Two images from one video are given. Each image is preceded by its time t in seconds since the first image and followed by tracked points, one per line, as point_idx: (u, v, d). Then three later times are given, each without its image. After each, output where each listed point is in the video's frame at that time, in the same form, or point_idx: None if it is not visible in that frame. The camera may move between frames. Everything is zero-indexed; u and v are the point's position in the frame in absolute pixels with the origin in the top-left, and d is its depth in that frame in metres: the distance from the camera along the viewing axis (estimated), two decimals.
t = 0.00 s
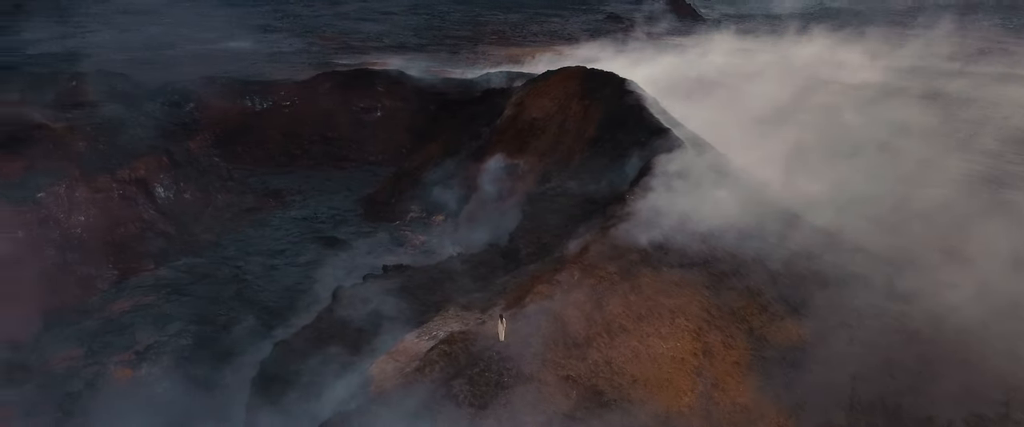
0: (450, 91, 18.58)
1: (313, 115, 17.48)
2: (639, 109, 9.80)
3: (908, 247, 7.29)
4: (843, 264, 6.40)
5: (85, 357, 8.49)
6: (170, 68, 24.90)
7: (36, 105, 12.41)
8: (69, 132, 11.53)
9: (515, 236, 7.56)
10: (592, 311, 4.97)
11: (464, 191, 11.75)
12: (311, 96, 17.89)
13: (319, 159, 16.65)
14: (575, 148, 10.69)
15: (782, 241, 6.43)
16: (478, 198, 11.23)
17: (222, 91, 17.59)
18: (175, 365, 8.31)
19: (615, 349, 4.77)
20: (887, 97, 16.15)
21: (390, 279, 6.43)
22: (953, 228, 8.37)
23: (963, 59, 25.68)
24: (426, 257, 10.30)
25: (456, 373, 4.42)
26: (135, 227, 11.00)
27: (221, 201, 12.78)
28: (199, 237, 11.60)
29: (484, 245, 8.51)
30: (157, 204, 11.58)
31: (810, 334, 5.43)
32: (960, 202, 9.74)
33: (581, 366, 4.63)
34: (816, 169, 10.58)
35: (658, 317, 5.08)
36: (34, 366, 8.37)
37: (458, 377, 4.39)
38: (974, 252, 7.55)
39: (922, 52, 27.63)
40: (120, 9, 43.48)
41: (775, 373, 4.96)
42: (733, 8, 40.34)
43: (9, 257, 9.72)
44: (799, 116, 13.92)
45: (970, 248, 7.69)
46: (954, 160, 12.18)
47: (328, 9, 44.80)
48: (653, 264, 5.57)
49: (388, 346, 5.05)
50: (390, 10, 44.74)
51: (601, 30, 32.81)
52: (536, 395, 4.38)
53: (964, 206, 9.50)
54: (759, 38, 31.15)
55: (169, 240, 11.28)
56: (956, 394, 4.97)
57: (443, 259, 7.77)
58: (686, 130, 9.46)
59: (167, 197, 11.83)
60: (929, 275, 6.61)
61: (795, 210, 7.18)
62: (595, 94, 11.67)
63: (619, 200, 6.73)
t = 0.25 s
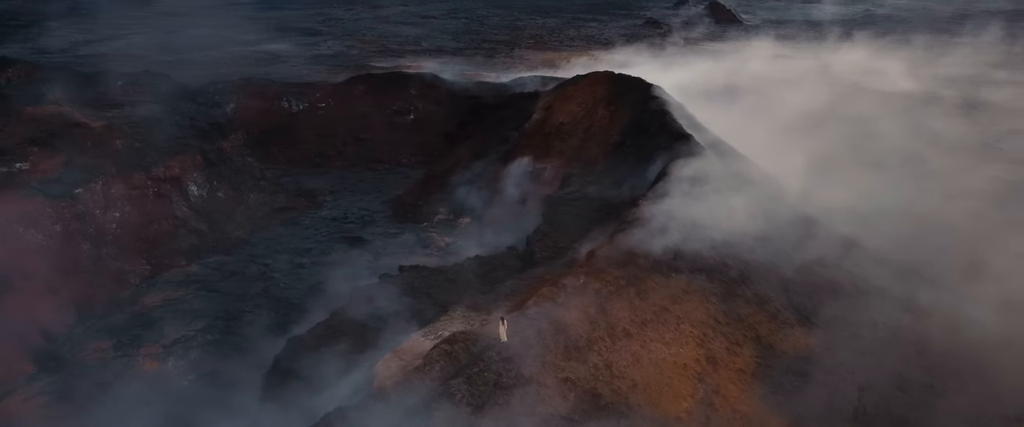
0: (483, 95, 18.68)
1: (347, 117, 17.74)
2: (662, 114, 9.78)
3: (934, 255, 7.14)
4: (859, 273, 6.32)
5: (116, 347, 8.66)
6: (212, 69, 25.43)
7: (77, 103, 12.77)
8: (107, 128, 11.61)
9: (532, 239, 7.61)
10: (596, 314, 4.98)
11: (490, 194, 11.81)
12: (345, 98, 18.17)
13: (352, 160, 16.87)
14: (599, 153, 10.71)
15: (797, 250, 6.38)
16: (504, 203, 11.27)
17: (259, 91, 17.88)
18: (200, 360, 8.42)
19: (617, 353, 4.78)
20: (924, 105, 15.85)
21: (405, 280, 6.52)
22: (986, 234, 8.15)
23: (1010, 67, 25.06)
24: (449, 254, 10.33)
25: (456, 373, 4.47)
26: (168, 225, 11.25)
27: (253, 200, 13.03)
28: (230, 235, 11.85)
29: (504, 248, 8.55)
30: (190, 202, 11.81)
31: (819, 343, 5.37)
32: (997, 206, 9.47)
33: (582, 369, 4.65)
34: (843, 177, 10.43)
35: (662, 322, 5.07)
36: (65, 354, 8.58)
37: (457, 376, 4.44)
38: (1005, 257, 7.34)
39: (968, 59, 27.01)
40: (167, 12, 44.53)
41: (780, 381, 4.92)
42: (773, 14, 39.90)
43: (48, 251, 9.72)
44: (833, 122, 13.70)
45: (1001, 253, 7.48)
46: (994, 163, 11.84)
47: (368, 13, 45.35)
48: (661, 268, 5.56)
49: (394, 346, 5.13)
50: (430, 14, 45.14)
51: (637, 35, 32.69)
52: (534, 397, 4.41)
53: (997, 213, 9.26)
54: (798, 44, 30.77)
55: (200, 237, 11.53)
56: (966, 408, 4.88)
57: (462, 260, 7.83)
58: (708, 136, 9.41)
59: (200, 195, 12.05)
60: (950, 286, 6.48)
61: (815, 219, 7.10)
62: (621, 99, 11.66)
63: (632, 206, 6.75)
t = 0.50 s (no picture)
0: (514, 99, 18.72)
1: (380, 119, 17.96)
2: (684, 120, 9.74)
3: (958, 264, 6.98)
4: (873, 284, 6.24)
5: (143, 342, 8.76)
6: (251, 71, 25.89)
7: (114, 103, 13.15)
8: (142, 127, 12.03)
9: (548, 244, 7.66)
10: (597, 319, 5.00)
11: (515, 197, 11.81)
12: (378, 101, 18.40)
13: (384, 162, 17.08)
14: (622, 158, 10.72)
15: (810, 259, 6.33)
16: (532, 205, 11.22)
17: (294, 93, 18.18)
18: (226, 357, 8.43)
19: (617, 358, 4.80)
20: (963, 112, 15.49)
21: (418, 283, 6.58)
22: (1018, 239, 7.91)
23: None
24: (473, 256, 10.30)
25: (455, 372, 4.53)
26: (199, 223, 11.54)
27: (283, 199, 13.25)
28: (259, 233, 12.07)
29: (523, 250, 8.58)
30: (221, 201, 12.09)
31: (827, 352, 5.31)
32: None
33: (581, 373, 4.68)
34: (870, 185, 10.25)
35: (665, 328, 5.08)
36: (93, 347, 8.68)
37: (456, 376, 4.50)
38: None
39: (1015, 67, 26.33)
40: (212, 14, 45.45)
41: (784, 389, 4.88)
42: (815, 20, 39.30)
43: (82, 246, 9.98)
44: (867, 130, 13.46)
45: None
46: None
47: (408, 16, 45.80)
48: (667, 275, 5.56)
49: (399, 345, 5.21)
50: (468, 18, 45.41)
51: (674, 40, 32.47)
52: (530, 398, 4.45)
53: None
54: (838, 51, 30.27)
55: (230, 235, 11.76)
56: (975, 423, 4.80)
57: (479, 263, 7.89)
58: (730, 141, 9.34)
59: (231, 194, 12.30)
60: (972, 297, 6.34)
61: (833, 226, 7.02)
62: (646, 104, 11.65)
63: (644, 212, 6.76)
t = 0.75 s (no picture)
0: (546, 102, 18.72)
1: (413, 122, 18.15)
2: (710, 127, 9.68)
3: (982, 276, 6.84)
4: (889, 293, 6.15)
5: (170, 336, 8.91)
6: (290, 73, 26.29)
7: (151, 102, 13.47)
8: (178, 124, 12.18)
9: (563, 248, 7.70)
10: (600, 323, 5.03)
11: (540, 200, 11.87)
12: (412, 102, 18.52)
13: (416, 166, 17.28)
14: (646, 162, 10.71)
15: (824, 268, 6.26)
16: (557, 212, 11.34)
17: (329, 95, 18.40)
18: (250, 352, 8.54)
19: (618, 362, 4.82)
20: (1005, 120, 15.08)
21: (433, 286, 6.63)
22: None
23: None
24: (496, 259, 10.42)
25: (455, 371, 4.60)
26: (230, 220, 11.81)
27: (314, 199, 13.48)
28: (289, 232, 12.30)
29: (542, 253, 8.64)
30: (253, 199, 12.35)
31: (834, 362, 5.26)
32: None
33: (580, 375, 4.71)
34: (899, 194, 10.07)
35: (669, 333, 5.08)
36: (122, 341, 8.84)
37: (455, 375, 4.56)
38: None
39: None
40: (256, 17, 46.26)
41: (786, 397, 4.86)
42: (859, 25, 38.58)
43: (115, 241, 10.30)
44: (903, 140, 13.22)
45: None
46: None
47: (448, 20, 46.13)
48: (674, 280, 5.56)
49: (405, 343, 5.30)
50: (507, 22, 45.57)
51: (712, 45, 32.15)
52: (528, 399, 4.49)
53: None
54: (882, 57, 29.68)
55: (260, 233, 12.01)
56: None
57: (496, 265, 7.97)
58: (754, 146, 9.25)
59: (263, 193, 12.58)
60: (993, 311, 6.21)
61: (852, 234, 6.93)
62: (674, 109, 11.61)
63: (657, 216, 6.75)
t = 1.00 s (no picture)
0: (578, 107, 18.73)
1: (444, 124, 18.31)
2: (734, 134, 9.61)
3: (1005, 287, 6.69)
4: (905, 303, 6.07)
5: (195, 329, 8.95)
6: (328, 75, 26.66)
7: (187, 103, 13.80)
8: (210, 126, 12.56)
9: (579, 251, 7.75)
10: (602, 326, 5.06)
11: (566, 206, 11.96)
12: (444, 105, 18.68)
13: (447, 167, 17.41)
14: (669, 167, 10.69)
15: (837, 276, 6.21)
16: (580, 217, 11.40)
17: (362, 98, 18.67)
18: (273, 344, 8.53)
19: (618, 365, 4.85)
20: None
21: (447, 288, 6.69)
22: None
23: None
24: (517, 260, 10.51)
25: (455, 369, 4.67)
26: (260, 218, 12.04)
27: (343, 199, 13.68)
28: (318, 231, 12.50)
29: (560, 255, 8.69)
30: (283, 199, 12.59)
31: (841, 371, 5.21)
32: None
33: (580, 377, 4.74)
34: (929, 203, 9.88)
35: (671, 336, 5.08)
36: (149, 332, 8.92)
37: (454, 373, 4.63)
38: None
39: None
40: (298, 19, 47.01)
41: (788, 404, 4.82)
42: (903, 31, 37.83)
43: (148, 237, 10.59)
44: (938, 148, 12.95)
45: None
46: None
47: (486, 23, 46.35)
48: (681, 285, 5.57)
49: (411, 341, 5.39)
50: (545, 25, 45.64)
51: (750, 49, 31.79)
52: (526, 398, 4.54)
53: None
54: (925, 63, 29.08)
55: (289, 232, 12.21)
56: None
57: (513, 267, 8.05)
58: (777, 152, 9.17)
59: (292, 192, 12.82)
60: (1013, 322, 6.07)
61: (869, 242, 6.84)
62: (701, 114, 11.54)
63: (670, 220, 6.75)
